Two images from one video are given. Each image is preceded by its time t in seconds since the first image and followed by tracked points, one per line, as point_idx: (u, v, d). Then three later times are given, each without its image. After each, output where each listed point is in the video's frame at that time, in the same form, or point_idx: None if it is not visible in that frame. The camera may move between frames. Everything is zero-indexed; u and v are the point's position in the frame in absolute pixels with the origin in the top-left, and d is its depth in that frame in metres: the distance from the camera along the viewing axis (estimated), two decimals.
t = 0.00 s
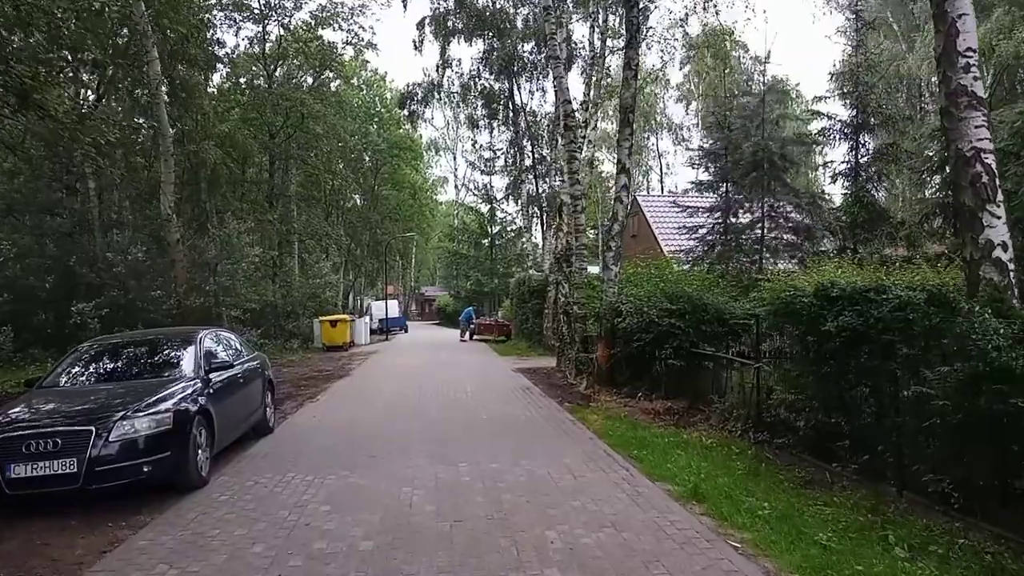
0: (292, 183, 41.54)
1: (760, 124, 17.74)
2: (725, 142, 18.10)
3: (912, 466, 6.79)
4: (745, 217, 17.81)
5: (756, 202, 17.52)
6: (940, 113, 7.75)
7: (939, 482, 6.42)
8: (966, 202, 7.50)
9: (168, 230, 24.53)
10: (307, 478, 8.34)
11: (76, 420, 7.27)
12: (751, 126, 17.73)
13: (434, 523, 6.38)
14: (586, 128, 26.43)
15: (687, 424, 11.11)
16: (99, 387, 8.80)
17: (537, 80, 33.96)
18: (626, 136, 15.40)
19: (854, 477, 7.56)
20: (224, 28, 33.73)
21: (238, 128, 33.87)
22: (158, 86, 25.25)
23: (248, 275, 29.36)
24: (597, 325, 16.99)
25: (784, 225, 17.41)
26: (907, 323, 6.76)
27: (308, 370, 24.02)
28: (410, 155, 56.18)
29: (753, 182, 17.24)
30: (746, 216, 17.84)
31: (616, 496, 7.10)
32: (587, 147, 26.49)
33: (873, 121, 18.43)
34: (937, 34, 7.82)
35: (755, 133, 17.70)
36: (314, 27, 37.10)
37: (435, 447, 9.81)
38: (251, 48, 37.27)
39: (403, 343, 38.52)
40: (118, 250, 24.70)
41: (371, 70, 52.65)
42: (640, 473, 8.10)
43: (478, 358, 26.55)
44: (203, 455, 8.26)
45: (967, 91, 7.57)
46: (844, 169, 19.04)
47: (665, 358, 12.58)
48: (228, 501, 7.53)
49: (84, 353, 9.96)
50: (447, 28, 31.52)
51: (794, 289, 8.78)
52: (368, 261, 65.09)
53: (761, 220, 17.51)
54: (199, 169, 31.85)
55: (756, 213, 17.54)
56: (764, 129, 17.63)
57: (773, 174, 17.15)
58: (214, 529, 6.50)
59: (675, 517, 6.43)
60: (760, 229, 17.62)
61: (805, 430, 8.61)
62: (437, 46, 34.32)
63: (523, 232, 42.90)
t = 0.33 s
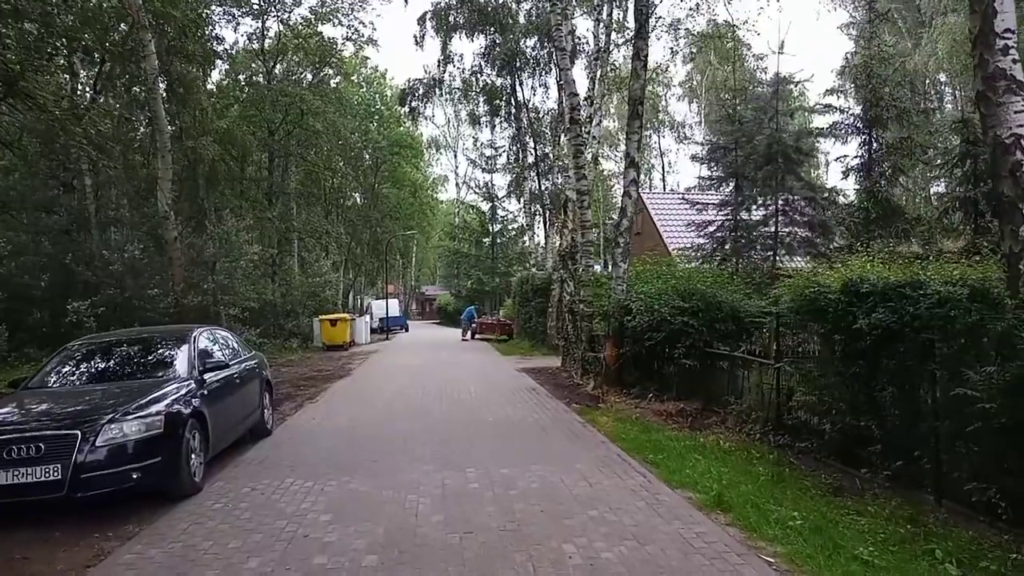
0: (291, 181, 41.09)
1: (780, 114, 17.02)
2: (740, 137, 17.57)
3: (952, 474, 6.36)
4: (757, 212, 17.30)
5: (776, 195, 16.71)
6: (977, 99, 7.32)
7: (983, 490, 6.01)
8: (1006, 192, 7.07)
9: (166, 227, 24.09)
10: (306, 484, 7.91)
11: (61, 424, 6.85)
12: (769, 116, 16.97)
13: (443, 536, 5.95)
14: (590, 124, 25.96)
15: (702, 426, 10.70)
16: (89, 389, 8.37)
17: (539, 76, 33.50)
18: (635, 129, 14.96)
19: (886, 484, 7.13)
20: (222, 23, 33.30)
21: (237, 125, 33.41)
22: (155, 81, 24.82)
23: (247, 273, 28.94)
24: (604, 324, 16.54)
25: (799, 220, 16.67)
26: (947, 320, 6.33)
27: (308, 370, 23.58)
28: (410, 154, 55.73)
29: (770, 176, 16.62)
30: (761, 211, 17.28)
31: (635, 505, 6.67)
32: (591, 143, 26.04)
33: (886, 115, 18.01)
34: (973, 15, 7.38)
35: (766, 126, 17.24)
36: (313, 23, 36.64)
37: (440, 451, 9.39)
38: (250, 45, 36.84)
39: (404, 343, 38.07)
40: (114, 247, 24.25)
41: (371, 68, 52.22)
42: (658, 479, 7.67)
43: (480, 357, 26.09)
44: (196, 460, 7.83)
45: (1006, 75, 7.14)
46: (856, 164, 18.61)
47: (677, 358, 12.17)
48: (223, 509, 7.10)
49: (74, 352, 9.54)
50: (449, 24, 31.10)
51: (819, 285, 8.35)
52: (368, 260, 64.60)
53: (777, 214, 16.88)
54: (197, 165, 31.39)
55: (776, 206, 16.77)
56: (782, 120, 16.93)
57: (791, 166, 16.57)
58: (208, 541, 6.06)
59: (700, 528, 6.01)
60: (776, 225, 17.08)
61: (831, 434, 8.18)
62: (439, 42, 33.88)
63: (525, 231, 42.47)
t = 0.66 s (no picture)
0: (291, 180, 40.70)
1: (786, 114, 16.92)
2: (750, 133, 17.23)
3: (987, 483, 6.02)
4: (767, 211, 16.86)
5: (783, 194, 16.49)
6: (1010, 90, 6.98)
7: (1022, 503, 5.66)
8: None
9: (164, 226, 23.72)
10: (305, 493, 7.57)
11: (45, 431, 6.51)
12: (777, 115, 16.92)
13: (449, 550, 5.60)
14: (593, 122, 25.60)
15: (714, 430, 10.39)
16: (79, 393, 8.03)
17: (541, 74, 33.11)
18: (643, 125, 14.61)
19: (913, 494, 6.80)
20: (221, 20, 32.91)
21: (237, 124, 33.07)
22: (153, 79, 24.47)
23: (246, 273, 28.60)
24: (609, 325, 16.21)
25: (811, 218, 16.23)
26: (984, 323, 5.96)
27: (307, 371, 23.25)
28: (410, 153, 55.36)
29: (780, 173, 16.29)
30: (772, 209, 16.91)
31: (651, 516, 6.33)
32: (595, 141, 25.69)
33: (897, 111, 17.64)
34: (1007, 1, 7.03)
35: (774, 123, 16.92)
36: (313, 20, 36.15)
37: (444, 456, 9.05)
38: (250, 43, 36.49)
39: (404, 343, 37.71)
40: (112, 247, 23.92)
41: (371, 66, 51.84)
42: (673, 488, 7.33)
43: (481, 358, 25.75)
44: (190, 468, 7.48)
45: None
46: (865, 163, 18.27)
47: (687, 360, 11.84)
48: (216, 520, 6.76)
49: (63, 354, 9.18)
50: (450, 21, 30.73)
51: (840, 284, 8.00)
52: (368, 260, 64.21)
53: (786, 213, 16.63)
54: (195, 164, 31.01)
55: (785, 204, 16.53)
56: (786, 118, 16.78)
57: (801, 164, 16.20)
58: (200, 556, 5.71)
59: (722, 541, 5.67)
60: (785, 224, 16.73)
61: (852, 440, 7.84)
62: (440, 39, 33.51)
63: (527, 230, 42.10)
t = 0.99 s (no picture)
0: (290, 178, 40.28)
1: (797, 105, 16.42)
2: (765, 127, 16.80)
3: None
4: (778, 205, 16.69)
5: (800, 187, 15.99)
6: None
7: None
8: None
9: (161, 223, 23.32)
10: (303, 500, 7.18)
11: (26, 437, 6.12)
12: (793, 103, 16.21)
13: (456, 565, 5.21)
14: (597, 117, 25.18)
15: (729, 433, 9.99)
16: (66, 395, 7.63)
17: (543, 70, 32.67)
18: (651, 118, 14.18)
19: (951, 503, 6.42)
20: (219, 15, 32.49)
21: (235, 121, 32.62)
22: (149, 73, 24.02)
23: (245, 271, 28.19)
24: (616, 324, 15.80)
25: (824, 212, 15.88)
26: None
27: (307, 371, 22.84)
28: (410, 151, 54.93)
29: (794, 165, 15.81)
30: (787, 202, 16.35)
31: (672, 528, 5.92)
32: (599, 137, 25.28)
33: (909, 105, 17.24)
34: None
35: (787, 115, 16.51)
36: (312, 17, 35.85)
37: (448, 462, 8.66)
38: (249, 40, 36.12)
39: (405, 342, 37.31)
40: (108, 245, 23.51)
41: (371, 63, 51.39)
42: (693, 497, 6.93)
43: (483, 357, 25.34)
44: (181, 475, 7.08)
45: None
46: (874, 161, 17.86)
47: (700, 360, 11.44)
48: (209, 531, 6.36)
49: (51, 354, 8.78)
50: (451, 16, 30.33)
51: (867, 281, 7.61)
52: (369, 259, 63.78)
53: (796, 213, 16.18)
54: (193, 161, 30.60)
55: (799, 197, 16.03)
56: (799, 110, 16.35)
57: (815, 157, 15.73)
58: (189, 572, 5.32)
59: (750, 556, 5.27)
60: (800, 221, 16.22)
61: (881, 446, 7.44)
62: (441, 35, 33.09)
63: (529, 228, 41.68)
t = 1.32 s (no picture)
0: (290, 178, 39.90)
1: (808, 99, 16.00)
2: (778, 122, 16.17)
3: None
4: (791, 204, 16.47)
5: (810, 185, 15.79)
6: None
7: None
8: None
9: (159, 223, 22.96)
10: (300, 512, 6.79)
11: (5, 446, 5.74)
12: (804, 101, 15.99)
13: None
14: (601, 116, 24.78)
15: (744, 439, 9.59)
16: (51, 399, 7.24)
17: (545, 68, 32.28)
18: (660, 114, 13.79)
19: (990, 516, 6.07)
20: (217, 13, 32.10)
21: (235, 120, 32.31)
22: (147, 71, 23.65)
23: (243, 271, 27.79)
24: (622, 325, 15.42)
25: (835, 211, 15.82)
26: None
27: (306, 373, 22.43)
28: (411, 151, 54.54)
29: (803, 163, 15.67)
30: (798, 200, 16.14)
31: (694, 544, 5.53)
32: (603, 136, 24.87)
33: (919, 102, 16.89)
34: None
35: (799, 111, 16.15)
36: (312, 15, 35.51)
37: (452, 470, 8.26)
38: (248, 39, 35.79)
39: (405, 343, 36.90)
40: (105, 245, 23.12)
41: (371, 63, 51.00)
42: (713, 508, 6.54)
43: (485, 359, 24.96)
44: (172, 485, 6.70)
45: None
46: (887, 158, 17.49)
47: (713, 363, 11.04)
48: (200, 545, 5.98)
49: (39, 356, 8.40)
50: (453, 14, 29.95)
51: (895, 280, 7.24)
52: (369, 259, 63.37)
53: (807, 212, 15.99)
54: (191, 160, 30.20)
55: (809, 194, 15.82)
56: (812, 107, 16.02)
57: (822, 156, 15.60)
58: None
59: None
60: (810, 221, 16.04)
61: (909, 455, 7.06)
62: (442, 32, 32.69)
63: (531, 228, 41.28)
